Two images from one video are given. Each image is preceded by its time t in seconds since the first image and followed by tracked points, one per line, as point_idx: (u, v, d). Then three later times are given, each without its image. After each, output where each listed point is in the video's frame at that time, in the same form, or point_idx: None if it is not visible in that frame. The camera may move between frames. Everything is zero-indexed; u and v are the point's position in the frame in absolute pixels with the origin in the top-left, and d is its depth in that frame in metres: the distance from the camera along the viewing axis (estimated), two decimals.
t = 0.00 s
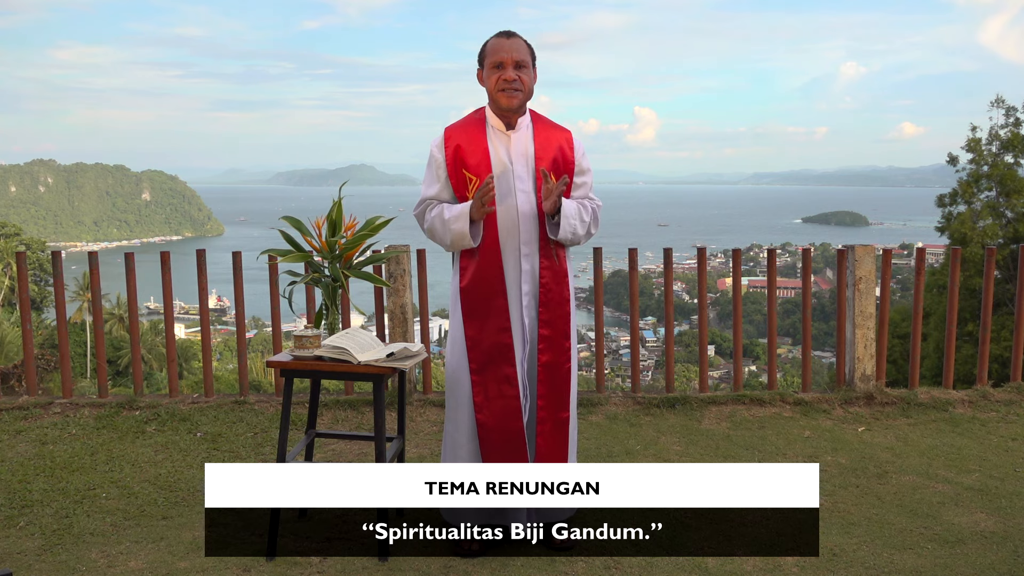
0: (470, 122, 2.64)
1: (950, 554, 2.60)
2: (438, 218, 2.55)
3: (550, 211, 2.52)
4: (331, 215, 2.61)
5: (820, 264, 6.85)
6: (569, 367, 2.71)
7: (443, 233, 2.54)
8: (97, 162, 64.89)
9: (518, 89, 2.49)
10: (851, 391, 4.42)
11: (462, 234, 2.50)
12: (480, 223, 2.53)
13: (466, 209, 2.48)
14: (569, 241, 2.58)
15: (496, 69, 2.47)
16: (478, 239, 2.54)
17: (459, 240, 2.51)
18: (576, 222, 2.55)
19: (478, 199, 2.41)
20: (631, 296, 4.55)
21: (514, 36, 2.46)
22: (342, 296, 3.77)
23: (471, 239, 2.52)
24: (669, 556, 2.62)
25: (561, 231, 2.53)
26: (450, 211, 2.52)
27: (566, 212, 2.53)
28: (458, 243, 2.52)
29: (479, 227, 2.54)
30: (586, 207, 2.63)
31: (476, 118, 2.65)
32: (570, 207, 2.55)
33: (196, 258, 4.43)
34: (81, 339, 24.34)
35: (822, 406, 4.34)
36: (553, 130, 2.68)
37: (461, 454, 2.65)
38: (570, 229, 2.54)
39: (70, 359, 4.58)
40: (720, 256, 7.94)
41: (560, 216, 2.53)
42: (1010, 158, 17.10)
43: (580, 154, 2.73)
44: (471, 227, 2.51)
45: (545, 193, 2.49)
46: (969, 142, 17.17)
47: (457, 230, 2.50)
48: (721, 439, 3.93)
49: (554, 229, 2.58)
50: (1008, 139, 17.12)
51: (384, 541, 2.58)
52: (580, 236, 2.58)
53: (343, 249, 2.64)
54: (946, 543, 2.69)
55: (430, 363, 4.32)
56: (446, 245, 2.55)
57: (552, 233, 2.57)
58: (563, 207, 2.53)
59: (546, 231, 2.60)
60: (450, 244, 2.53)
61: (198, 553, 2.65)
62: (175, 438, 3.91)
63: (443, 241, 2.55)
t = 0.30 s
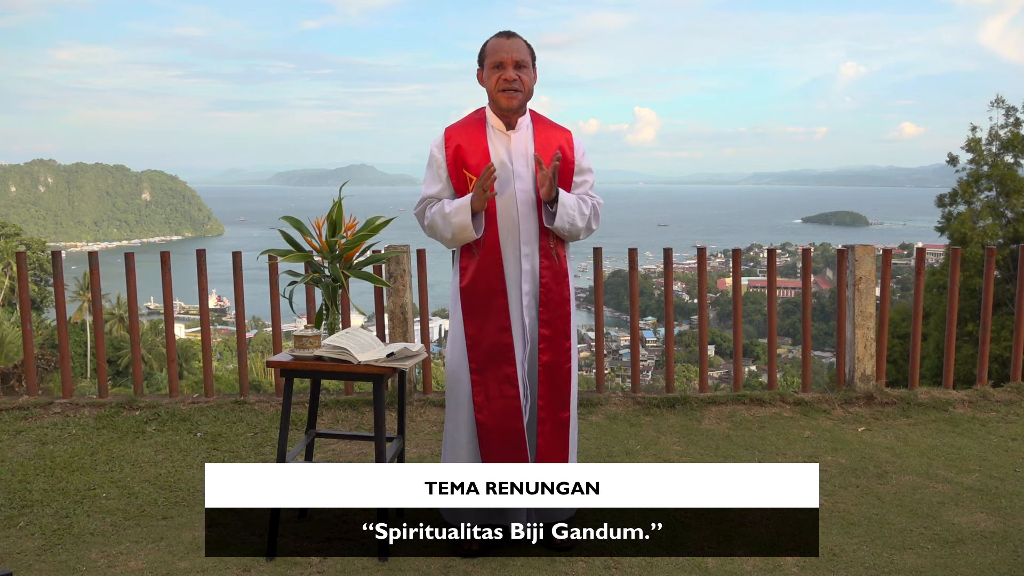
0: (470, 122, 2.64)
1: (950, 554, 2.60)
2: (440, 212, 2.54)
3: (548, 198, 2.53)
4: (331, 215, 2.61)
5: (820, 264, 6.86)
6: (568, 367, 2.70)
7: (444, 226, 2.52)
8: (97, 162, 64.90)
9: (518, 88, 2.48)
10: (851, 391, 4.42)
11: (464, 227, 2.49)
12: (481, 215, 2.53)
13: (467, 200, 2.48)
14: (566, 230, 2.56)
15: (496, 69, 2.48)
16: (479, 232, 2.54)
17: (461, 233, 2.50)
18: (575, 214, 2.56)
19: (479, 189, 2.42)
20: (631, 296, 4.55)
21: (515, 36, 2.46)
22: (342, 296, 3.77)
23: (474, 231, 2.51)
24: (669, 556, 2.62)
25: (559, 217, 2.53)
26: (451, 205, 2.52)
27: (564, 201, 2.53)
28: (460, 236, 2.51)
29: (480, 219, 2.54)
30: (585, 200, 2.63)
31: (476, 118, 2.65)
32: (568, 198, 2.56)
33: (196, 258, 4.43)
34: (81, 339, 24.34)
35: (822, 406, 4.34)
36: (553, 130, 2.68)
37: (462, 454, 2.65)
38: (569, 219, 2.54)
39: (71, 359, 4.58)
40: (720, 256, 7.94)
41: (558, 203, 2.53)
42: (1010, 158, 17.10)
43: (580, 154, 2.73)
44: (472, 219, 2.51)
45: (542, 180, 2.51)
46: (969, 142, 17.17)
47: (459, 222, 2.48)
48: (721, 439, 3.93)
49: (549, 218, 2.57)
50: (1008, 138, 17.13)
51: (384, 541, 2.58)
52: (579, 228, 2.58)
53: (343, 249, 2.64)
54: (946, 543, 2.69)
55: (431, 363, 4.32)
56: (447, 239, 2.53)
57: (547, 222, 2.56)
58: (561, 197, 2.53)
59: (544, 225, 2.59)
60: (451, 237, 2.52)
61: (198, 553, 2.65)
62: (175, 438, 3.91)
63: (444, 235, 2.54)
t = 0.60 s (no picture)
0: (470, 122, 2.64)
1: (950, 554, 2.60)
2: (444, 219, 2.55)
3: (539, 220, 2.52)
4: (331, 215, 2.61)
5: (820, 264, 6.86)
6: (569, 366, 2.70)
7: (448, 235, 2.54)
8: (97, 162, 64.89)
9: (518, 86, 2.48)
10: (851, 391, 4.42)
11: (469, 239, 2.52)
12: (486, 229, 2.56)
13: (474, 213, 2.50)
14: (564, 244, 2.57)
15: (496, 66, 2.48)
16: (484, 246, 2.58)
17: (465, 244, 2.53)
18: (571, 225, 2.55)
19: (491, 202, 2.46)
20: (631, 296, 4.55)
21: (514, 35, 2.47)
22: (342, 296, 3.77)
23: (478, 245, 2.55)
24: (669, 556, 2.62)
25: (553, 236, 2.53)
26: (456, 215, 2.52)
27: (555, 219, 2.53)
28: (463, 247, 2.54)
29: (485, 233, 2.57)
30: (581, 205, 2.62)
31: (475, 117, 2.65)
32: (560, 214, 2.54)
33: (196, 258, 4.43)
34: (81, 339, 24.34)
35: (822, 406, 4.34)
36: (553, 130, 2.68)
37: (463, 454, 2.65)
38: (565, 234, 2.54)
39: (71, 359, 4.58)
40: (720, 257, 7.94)
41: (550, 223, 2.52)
42: (1010, 158, 17.10)
43: (580, 152, 2.73)
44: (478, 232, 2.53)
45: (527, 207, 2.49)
46: (969, 142, 17.16)
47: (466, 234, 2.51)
48: (721, 439, 3.93)
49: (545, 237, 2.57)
50: (1008, 139, 17.13)
51: (384, 541, 2.58)
52: (576, 239, 2.58)
53: (343, 249, 2.64)
54: (946, 542, 2.69)
55: (430, 363, 4.32)
56: (450, 248, 2.55)
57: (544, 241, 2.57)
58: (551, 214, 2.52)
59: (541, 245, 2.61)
60: (455, 247, 2.54)
61: (198, 553, 2.65)
62: (175, 438, 3.91)
63: (447, 243, 2.56)
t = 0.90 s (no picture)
0: (469, 122, 2.64)
1: (950, 554, 2.60)
2: (443, 218, 2.55)
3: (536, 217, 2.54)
4: (331, 215, 2.61)
5: (820, 264, 6.86)
6: (568, 367, 2.70)
7: (448, 234, 2.55)
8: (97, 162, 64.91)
9: (518, 85, 2.49)
10: (851, 391, 4.42)
11: (469, 238, 2.52)
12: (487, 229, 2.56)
13: (476, 213, 2.51)
14: (562, 243, 2.58)
15: (498, 65, 2.48)
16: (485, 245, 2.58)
17: (464, 243, 2.53)
18: (568, 223, 2.56)
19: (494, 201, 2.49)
20: (631, 296, 4.55)
21: (516, 35, 2.48)
22: (342, 296, 3.77)
23: (479, 244, 2.55)
24: (670, 556, 2.62)
25: (549, 235, 2.54)
26: (457, 214, 2.53)
27: (552, 217, 2.54)
28: (463, 246, 2.54)
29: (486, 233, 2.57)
30: (580, 204, 2.62)
31: (475, 117, 2.65)
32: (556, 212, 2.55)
33: (196, 258, 4.43)
34: (81, 340, 24.34)
35: (822, 406, 4.34)
36: (552, 130, 2.68)
37: (462, 454, 2.65)
38: (561, 231, 2.55)
39: (71, 359, 4.58)
40: (720, 257, 7.94)
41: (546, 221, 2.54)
42: (1010, 158, 17.10)
43: (580, 152, 2.72)
44: (479, 232, 2.54)
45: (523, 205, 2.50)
46: (969, 142, 17.16)
47: (467, 233, 2.51)
48: (721, 439, 3.93)
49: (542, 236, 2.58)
50: (1008, 138, 17.13)
51: (384, 541, 2.58)
52: (574, 237, 2.58)
53: (343, 249, 2.64)
54: (946, 543, 2.69)
55: (431, 363, 4.32)
56: (450, 247, 2.56)
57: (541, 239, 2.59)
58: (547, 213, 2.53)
59: (540, 245, 2.61)
60: (454, 246, 2.55)
61: (198, 553, 2.65)
62: (175, 438, 3.91)
63: (446, 242, 2.56)
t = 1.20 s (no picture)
0: (467, 122, 2.65)
1: (950, 554, 2.60)
2: (440, 217, 2.55)
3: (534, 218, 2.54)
4: (331, 215, 2.61)
5: (820, 264, 6.86)
6: (566, 368, 2.70)
7: (445, 234, 2.55)
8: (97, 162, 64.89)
9: (516, 84, 2.50)
10: (851, 391, 4.42)
11: (467, 238, 2.52)
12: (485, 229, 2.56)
13: (473, 213, 2.51)
14: (559, 244, 2.59)
15: (495, 66, 2.48)
16: (482, 246, 2.58)
17: (462, 243, 2.53)
18: (566, 225, 2.57)
19: (492, 204, 2.49)
20: (631, 296, 4.55)
21: (512, 35, 2.48)
22: (342, 296, 3.77)
23: (476, 244, 2.55)
24: (669, 556, 2.62)
25: (548, 236, 2.55)
26: (456, 214, 2.52)
27: (549, 217, 2.54)
28: (461, 246, 2.54)
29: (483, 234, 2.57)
30: (578, 205, 2.63)
31: (473, 118, 2.66)
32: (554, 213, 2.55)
33: (196, 258, 4.43)
34: (81, 340, 24.34)
35: (822, 406, 4.34)
36: (550, 130, 2.68)
37: (460, 454, 2.65)
38: (559, 233, 2.56)
39: (71, 359, 4.58)
40: (721, 257, 7.94)
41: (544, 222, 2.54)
42: (1010, 158, 17.10)
43: (577, 152, 2.72)
44: (476, 232, 2.53)
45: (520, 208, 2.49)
46: (969, 142, 17.16)
47: (464, 233, 2.52)
48: (721, 439, 3.93)
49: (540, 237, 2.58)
50: (1008, 138, 17.12)
51: (383, 541, 2.58)
52: (573, 239, 2.60)
53: (343, 249, 2.64)
54: (946, 542, 2.69)
55: (431, 363, 4.32)
56: (447, 247, 2.56)
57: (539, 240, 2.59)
58: (545, 213, 2.54)
59: (539, 245, 2.60)
60: (451, 246, 2.55)
61: (198, 553, 2.65)
62: (175, 438, 3.91)
63: (444, 242, 2.56)
